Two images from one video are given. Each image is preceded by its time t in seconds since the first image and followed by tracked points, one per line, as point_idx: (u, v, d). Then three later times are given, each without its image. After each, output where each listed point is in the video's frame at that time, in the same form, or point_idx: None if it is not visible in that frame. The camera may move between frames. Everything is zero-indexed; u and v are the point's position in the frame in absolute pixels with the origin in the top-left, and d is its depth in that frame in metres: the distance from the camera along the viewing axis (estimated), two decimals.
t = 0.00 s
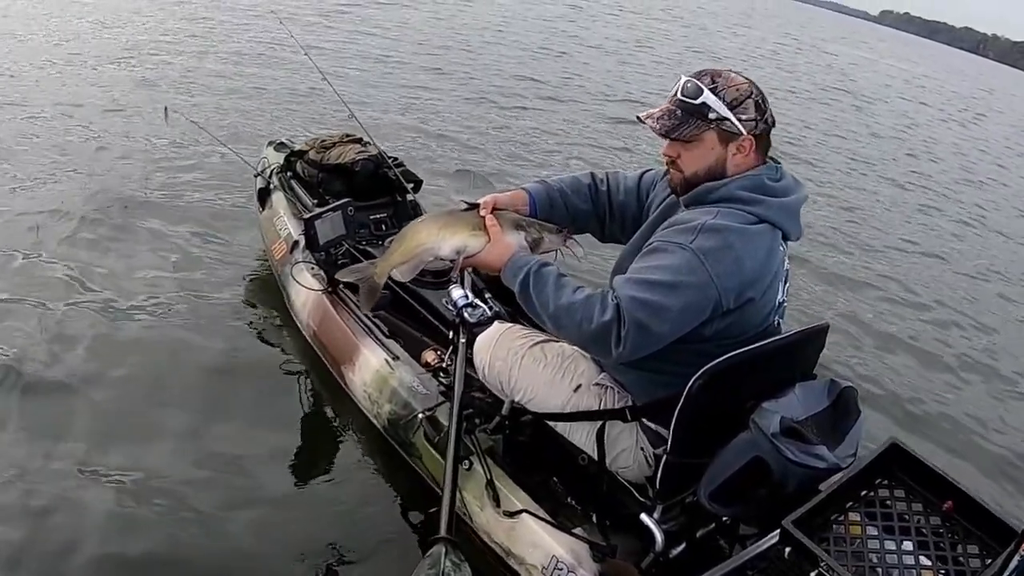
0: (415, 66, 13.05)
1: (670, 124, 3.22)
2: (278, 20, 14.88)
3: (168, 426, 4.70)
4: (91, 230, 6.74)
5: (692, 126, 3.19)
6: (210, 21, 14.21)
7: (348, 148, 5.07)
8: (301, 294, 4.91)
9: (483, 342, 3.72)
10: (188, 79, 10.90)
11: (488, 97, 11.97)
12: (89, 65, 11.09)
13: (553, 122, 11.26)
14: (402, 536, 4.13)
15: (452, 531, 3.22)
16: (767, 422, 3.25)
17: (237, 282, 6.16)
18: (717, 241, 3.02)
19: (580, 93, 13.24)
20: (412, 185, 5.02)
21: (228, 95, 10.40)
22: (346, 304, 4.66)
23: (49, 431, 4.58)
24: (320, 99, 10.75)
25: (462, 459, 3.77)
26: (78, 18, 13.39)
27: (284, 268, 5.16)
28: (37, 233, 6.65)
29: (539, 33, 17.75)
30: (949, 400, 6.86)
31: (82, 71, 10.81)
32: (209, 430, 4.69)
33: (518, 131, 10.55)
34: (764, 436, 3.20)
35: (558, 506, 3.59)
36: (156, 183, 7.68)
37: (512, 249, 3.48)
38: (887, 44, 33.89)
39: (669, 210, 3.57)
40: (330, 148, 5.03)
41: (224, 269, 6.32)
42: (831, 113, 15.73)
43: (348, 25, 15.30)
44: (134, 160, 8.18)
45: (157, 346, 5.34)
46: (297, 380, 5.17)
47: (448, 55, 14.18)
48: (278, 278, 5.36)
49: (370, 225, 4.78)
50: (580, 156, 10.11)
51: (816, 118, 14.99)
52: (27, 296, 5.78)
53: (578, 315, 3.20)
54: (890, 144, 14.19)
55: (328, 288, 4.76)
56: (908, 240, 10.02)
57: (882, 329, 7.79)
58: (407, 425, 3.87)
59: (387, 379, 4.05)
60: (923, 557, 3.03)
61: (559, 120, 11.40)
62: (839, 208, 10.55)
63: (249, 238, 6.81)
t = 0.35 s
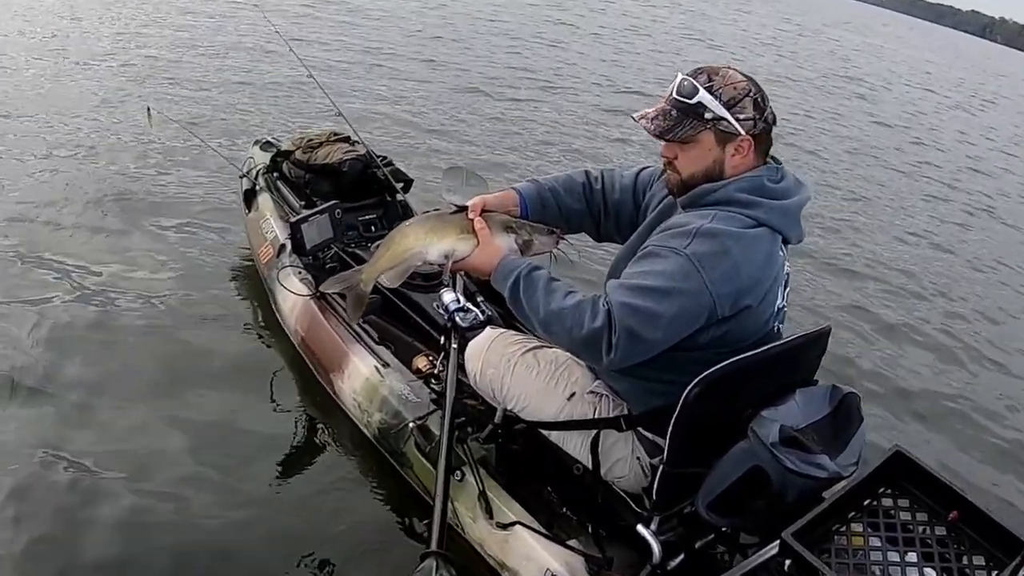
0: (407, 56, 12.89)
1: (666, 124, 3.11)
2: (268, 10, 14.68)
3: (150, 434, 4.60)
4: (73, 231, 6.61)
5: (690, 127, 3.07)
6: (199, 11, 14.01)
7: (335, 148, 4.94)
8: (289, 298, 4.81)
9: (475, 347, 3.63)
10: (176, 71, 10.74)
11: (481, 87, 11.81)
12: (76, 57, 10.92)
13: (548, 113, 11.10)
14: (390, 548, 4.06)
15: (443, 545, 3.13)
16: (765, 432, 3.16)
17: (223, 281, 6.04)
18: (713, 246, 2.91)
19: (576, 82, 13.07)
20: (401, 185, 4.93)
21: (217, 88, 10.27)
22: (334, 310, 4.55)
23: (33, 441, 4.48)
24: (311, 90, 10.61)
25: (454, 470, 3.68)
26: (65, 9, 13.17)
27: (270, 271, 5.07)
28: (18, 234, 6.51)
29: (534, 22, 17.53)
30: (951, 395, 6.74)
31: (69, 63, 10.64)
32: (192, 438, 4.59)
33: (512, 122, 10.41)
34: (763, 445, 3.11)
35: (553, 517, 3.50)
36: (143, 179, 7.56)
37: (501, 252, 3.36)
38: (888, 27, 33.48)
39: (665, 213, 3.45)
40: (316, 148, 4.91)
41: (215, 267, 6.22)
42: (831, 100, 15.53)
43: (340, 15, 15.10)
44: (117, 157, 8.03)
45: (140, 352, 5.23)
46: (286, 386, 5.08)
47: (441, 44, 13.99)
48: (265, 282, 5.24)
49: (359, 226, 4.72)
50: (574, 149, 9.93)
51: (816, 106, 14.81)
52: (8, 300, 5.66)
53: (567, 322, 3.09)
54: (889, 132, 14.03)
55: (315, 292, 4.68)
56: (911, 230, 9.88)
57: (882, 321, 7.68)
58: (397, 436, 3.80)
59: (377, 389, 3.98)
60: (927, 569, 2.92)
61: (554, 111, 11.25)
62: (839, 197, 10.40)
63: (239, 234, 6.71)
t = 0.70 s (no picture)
0: (403, 47, 12.74)
1: (658, 125, 3.00)
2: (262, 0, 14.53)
3: (132, 441, 4.52)
4: (57, 234, 6.50)
5: (683, 128, 2.96)
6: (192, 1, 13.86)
7: (322, 148, 4.84)
8: (275, 304, 4.69)
9: (467, 354, 3.53)
10: (170, 65, 10.63)
11: (478, 77, 11.67)
12: (68, 52, 10.80)
13: (546, 103, 10.97)
14: (377, 556, 3.98)
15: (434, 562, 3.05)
16: (764, 440, 3.06)
17: (210, 282, 5.93)
18: (706, 253, 2.81)
19: (574, 71, 12.91)
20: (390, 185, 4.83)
21: (211, 81, 10.15)
22: (322, 316, 4.45)
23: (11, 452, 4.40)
24: (306, 82, 10.50)
25: (445, 481, 3.60)
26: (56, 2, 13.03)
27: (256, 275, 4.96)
28: (8, 236, 6.44)
29: (531, 10, 17.32)
30: (957, 392, 6.60)
31: (61, 58, 10.54)
32: (174, 445, 4.51)
33: (509, 113, 10.28)
34: (761, 455, 3.01)
35: (547, 529, 3.41)
36: (136, 177, 7.48)
37: (490, 256, 3.26)
38: (891, 9, 33.01)
39: (660, 217, 3.34)
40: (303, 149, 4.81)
41: (207, 266, 6.14)
42: (834, 87, 15.34)
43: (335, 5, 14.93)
44: (103, 155, 7.90)
45: (126, 358, 5.15)
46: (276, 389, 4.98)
47: (438, 34, 13.84)
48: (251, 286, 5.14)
49: (347, 229, 4.65)
50: (569, 142, 9.76)
51: (818, 93, 14.63)
52: None
53: (556, 329, 3.00)
54: (894, 118, 13.84)
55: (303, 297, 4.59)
56: (915, 219, 9.75)
57: (885, 313, 7.58)
58: (388, 446, 3.76)
59: (366, 397, 3.92)
60: None
61: (552, 101, 11.10)
62: (842, 187, 10.26)
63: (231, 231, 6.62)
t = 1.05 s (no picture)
0: (399, 43, 12.62)
1: (650, 129, 2.90)
2: None
3: (126, 445, 4.47)
4: (42, 236, 6.39)
5: (677, 132, 2.86)
6: None
7: (308, 151, 4.71)
8: (261, 312, 4.61)
9: (458, 362, 3.44)
10: (162, 63, 10.52)
11: (474, 73, 11.56)
12: (59, 50, 10.69)
13: (543, 100, 10.86)
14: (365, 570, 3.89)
15: None
16: (763, 449, 2.97)
17: (196, 285, 5.82)
18: (699, 261, 2.72)
19: (572, 68, 12.79)
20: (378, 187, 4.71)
21: (203, 79, 10.04)
22: (309, 323, 4.36)
23: None
24: (300, 79, 10.39)
25: (436, 493, 3.50)
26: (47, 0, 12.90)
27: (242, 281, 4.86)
28: None
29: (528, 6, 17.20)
30: (961, 394, 6.47)
31: (52, 57, 10.42)
32: (164, 453, 4.43)
33: (506, 111, 10.17)
34: (761, 466, 2.91)
35: (540, 542, 3.32)
36: (126, 177, 7.38)
37: (481, 259, 3.17)
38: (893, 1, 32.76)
39: (656, 221, 3.24)
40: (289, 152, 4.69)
41: (197, 268, 6.05)
42: (833, 82, 15.22)
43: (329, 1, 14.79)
44: (91, 155, 7.79)
45: (115, 364, 5.06)
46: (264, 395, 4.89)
47: (434, 30, 13.72)
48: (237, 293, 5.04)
49: (335, 233, 4.59)
50: (563, 141, 9.62)
51: (817, 89, 14.50)
52: None
53: (544, 336, 2.92)
54: (894, 113, 13.72)
55: (289, 304, 4.51)
56: (916, 216, 9.63)
57: (887, 311, 7.46)
58: (378, 456, 3.68)
59: (354, 408, 3.84)
60: None
61: (549, 98, 10.99)
62: (843, 184, 10.15)
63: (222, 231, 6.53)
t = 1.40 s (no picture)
0: (404, 75, 13.04)
1: (659, 129, 3.04)
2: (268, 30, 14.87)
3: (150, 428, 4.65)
4: (60, 234, 6.57)
5: (681, 135, 3.04)
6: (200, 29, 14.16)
7: (322, 157, 4.91)
8: (275, 308, 4.92)
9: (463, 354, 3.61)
10: (177, 85, 10.84)
11: (477, 104, 11.94)
12: (76, 69, 10.99)
13: (543, 130, 11.24)
14: (371, 553, 4.02)
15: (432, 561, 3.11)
16: (751, 438, 3.15)
17: (209, 288, 5.99)
18: (662, 267, 2.90)
19: (571, 100, 13.21)
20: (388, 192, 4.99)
21: (217, 101, 10.35)
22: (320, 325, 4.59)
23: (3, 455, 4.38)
24: (309, 105, 10.72)
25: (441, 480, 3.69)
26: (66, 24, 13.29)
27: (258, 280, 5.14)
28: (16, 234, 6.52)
29: (530, 43, 17.76)
30: (950, 396, 6.57)
31: (70, 75, 10.72)
32: (169, 452, 4.48)
33: (508, 139, 10.51)
34: (750, 454, 3.09)
35: (540, 527, 3.50)
36: (141, 185, 7.59)
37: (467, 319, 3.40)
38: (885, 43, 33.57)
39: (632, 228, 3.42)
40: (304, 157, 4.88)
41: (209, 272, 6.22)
42: (823, 119, 15.72)
43: (338, 35, 15.28)
44: (107, 163, 8.01)
45: (132, 355, 5.22)
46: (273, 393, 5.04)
47: (439, 64, 14.17)
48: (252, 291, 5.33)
49: (347, 234, 4.76)
50: (566, 174, 9.97)
51: (808, 123, 15.00)
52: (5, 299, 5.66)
53: (536, 371, 3.16)
54: (881, 149, 14.19)
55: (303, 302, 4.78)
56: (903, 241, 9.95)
57: (878, 322, 7.69)
58: (387, 445, 3.87)
59: (363, 398, 4.07)
60: None
61: (549, 129, 11.37)
62: (833, 209, 10.49)
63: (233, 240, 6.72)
